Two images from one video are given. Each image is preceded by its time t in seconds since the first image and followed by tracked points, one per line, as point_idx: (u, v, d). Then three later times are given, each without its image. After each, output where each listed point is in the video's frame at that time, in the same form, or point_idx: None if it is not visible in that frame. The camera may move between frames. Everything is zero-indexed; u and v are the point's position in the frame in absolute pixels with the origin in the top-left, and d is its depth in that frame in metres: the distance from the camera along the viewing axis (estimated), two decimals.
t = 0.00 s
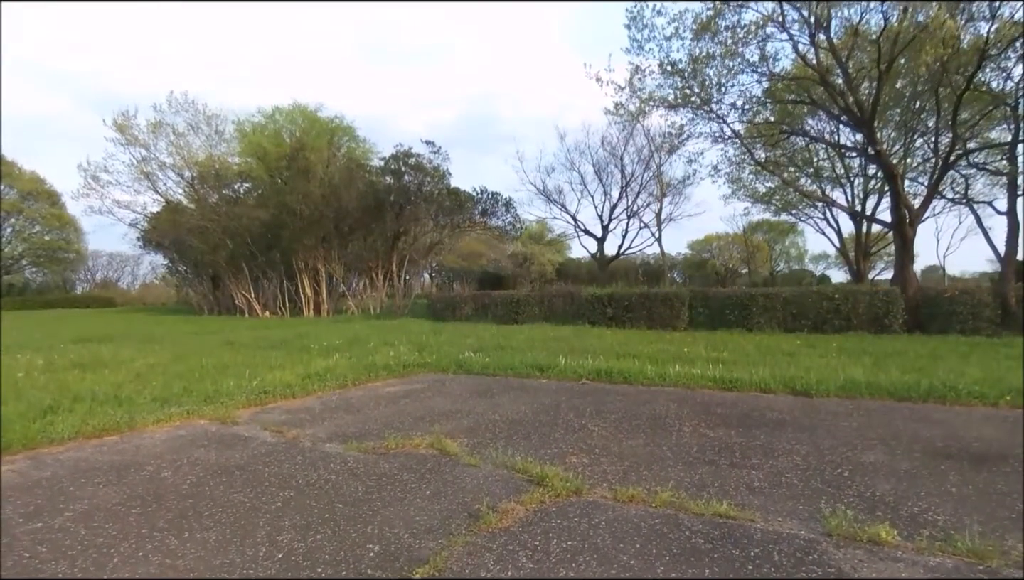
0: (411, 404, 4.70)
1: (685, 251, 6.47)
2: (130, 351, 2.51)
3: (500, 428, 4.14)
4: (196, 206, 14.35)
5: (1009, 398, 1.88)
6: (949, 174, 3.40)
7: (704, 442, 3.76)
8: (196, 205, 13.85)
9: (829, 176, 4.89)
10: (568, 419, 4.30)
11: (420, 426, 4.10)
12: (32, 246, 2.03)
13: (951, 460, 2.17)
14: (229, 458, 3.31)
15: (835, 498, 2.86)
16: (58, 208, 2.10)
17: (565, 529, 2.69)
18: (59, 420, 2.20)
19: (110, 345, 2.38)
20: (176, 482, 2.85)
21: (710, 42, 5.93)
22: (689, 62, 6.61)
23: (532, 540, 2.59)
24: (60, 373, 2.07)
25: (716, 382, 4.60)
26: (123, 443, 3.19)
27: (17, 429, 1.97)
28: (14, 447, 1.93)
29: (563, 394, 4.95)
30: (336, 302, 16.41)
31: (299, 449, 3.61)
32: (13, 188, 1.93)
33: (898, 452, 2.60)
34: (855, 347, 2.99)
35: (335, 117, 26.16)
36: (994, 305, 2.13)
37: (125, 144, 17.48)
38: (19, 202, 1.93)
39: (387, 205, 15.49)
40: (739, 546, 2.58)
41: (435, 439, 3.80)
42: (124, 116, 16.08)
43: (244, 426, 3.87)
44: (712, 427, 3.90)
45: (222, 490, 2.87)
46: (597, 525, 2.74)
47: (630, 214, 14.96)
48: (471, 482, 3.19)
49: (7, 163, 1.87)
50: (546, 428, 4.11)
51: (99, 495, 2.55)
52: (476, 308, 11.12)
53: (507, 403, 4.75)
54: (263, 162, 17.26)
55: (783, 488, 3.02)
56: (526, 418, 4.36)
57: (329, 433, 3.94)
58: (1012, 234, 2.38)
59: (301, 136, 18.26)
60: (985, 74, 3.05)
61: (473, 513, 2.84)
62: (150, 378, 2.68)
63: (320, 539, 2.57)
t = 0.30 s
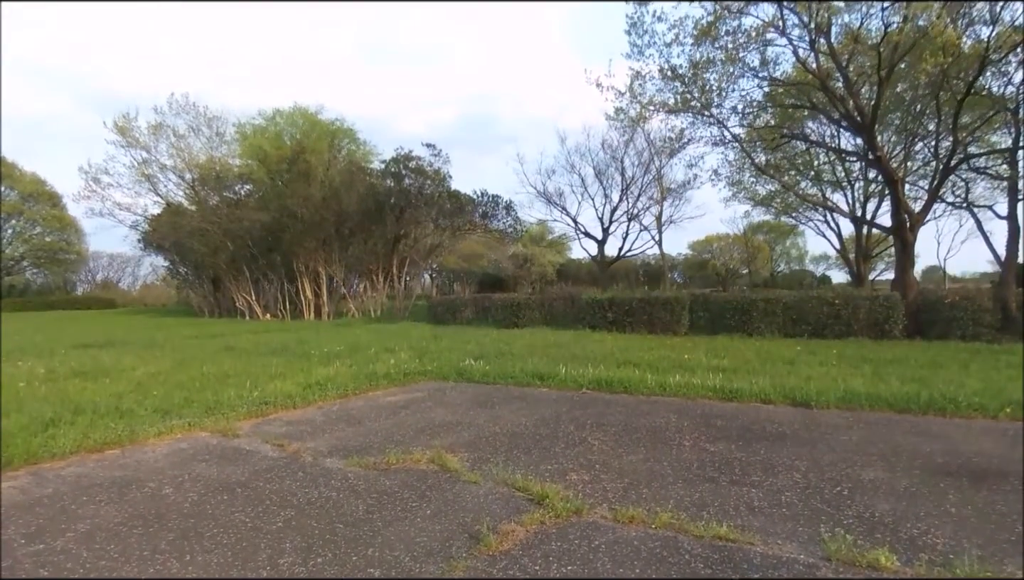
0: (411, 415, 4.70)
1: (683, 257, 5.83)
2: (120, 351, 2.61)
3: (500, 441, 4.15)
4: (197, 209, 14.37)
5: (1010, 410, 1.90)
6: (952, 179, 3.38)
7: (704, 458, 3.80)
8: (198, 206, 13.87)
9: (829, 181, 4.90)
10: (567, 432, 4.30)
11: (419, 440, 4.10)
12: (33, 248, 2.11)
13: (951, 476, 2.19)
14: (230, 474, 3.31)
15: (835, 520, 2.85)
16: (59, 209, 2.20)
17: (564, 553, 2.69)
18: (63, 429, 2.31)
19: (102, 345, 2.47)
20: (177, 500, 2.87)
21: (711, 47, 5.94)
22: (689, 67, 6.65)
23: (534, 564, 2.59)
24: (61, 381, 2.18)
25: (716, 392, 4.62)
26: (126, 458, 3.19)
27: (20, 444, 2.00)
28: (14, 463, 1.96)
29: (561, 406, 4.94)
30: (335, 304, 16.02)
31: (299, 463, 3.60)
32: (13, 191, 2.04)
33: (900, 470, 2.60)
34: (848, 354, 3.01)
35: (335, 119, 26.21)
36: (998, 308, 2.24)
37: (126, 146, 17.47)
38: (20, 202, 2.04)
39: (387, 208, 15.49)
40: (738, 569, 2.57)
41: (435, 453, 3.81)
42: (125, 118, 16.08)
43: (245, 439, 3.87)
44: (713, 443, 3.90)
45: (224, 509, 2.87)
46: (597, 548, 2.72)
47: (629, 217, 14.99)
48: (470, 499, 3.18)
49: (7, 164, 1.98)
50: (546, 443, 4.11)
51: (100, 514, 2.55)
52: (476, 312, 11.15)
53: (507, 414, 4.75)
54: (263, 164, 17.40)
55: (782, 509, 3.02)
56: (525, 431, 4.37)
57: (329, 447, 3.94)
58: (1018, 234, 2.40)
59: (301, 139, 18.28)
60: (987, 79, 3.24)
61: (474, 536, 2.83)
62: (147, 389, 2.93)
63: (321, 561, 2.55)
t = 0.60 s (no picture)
0: (408, 432, 4.58)
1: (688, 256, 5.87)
2: (128, 369, 2.71)
3: (499, 460, 4.02)
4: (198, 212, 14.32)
5: (1009, 428, 2.00)
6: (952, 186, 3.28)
7: (702, 480, 3.62)
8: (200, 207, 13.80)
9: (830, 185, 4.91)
10: (567, 450, 4.16)
11: (410, 462, 3.96)
12: (34, 250, 2.20)
13: (979, 505, 2.12)
14: (231, 498, 3.22)
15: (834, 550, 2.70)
16: (60, 212, 2.29)
17: None
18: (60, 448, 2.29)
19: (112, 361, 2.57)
20: (177, 527, 2.78)
21: (712, 54, 5.97)
22: (689, 74, 6.72)
23: None
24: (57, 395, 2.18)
25: (716, 409, 4.55)
26: (126, 477, 3.18)
27: (20, 466, 2.09)
28: (16, 487, 2.06)
29: (562, 420, 4.82)
30: (336, 306, 16.30)
31: (300, 485, 3.49)
32: (16, 193, 2.11)
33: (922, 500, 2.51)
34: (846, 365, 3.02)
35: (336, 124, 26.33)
36: (996, 318, 2.07)
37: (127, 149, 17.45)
38: (23, 205, 2.12)
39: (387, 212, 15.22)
40: None
41: (435, 476, 3.65)
42: (127, 120, 16.06)
43: (246, 457, 3.81)
44: (717, 466, 3.76)
45: (224, 537, 2.75)
46: None
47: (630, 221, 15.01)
48: (469, 525, 3.04)
49: (11, 168, 2.04)
50: (546, 463, 3.96)
51: (98, 542, 2.47)
52: (477, 317, 11.11)
53: (510, 429, 4.65)
54: (265, 167, 17.36)
55: (780, 538, 2.81)
56: (525, 450, 4.23)
57: (330, 467, 3.83)
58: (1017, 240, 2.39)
59: (303, 142, 18.28)
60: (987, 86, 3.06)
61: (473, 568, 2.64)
62: (148, 405, 2.94)
63: None
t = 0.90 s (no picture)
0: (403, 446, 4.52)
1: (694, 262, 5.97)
2: (128, 379, 2.74)
3: (498, 483, 3.93)
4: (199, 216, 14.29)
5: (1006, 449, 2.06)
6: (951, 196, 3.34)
7: (701, 505, 3.59)
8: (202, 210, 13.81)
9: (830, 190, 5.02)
10: (567, 472, 4.08)
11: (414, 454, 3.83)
12: (36, 253, 2.40)
13: (1002, 541, 2.07)
14: (231, 525, 3.20)
15: None
16: (61, 214, 2.50)
17: None
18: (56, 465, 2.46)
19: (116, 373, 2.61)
20: (178, 556, 2.75)
21: (712, 62, 6.13)
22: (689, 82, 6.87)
23: None
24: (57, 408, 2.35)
25: (715, 424, 4.57)
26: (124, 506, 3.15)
27: (21, 490, 2.28)
28: (15, 513, 2.26)
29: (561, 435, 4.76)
30: (336, 310, 16.27)
31: (300, 511, 3.46)
32: (16, 197, 2.35)
33: (935, 533, 2.42)
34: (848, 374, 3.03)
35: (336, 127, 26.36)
36: (995, 327, 2.18)
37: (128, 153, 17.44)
38: (25, 207, 2.35)
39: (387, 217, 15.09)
40: None
41: (434, 502, 3.58)
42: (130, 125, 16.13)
43: (246, 480, 3.86)
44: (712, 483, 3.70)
45: (225, 568, 2.70)
46: None
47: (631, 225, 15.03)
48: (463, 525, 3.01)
49: (12, 172, 2.29)
50: (546, 485, 3.90)
51: (100, 574, 2.44)
52: (478, 323, 11.10)
53: (511, 447, 4.62)
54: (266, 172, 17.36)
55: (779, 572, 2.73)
56: (524, 471, 4.13)
57: (330, 490, 3.81)
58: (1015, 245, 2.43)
59: (304, 146, 18.28)
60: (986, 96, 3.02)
61: None
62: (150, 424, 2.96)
63: None
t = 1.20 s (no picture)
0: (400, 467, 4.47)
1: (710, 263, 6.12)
2: (129, 395, 2.89)
3: (499, 510, 3.92)
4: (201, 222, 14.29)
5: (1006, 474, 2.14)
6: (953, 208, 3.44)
7: (700, 534, 3.50)
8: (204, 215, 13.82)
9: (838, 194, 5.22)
10: (566, 497, 4.07)
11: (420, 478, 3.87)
12: (37, 255, 2.50)
13: (998, 575, 2.12)
14: (233, 555, 3.19)
15: None
16: (61, 220, 2.65)
17: None
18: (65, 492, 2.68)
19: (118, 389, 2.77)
20: None
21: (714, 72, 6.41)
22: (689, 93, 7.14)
23: None
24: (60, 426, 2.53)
25: (714, 443, 4.55)
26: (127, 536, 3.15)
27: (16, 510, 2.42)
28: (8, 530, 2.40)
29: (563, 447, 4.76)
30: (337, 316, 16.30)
31: (302, 540, 3.46)
32: (18, 202, 2.52)
33: (936, 568, 2.43)
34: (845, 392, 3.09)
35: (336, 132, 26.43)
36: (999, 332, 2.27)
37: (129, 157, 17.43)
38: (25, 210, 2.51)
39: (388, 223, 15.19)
40: None
41: (435, 529, 3.57)
42: (131, 130, 16.12)
43: (247, 505, 3.86)
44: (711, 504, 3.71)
45: None
46: None
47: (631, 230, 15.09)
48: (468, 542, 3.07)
49: (14, 176, 2.48)
50: (545, 510, 3.89)
51: None
52: (478, 330, 11.14)
53: (512, 466, 4.62)
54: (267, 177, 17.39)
55: None
56: (525, 496, 4.13)
57: (332, 517, 3.80)
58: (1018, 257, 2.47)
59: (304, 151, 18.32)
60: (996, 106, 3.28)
61: None
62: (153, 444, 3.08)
63: None
